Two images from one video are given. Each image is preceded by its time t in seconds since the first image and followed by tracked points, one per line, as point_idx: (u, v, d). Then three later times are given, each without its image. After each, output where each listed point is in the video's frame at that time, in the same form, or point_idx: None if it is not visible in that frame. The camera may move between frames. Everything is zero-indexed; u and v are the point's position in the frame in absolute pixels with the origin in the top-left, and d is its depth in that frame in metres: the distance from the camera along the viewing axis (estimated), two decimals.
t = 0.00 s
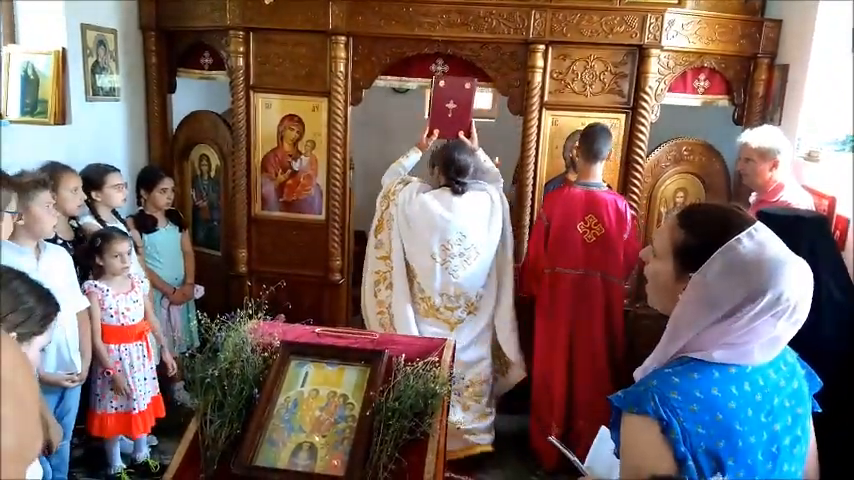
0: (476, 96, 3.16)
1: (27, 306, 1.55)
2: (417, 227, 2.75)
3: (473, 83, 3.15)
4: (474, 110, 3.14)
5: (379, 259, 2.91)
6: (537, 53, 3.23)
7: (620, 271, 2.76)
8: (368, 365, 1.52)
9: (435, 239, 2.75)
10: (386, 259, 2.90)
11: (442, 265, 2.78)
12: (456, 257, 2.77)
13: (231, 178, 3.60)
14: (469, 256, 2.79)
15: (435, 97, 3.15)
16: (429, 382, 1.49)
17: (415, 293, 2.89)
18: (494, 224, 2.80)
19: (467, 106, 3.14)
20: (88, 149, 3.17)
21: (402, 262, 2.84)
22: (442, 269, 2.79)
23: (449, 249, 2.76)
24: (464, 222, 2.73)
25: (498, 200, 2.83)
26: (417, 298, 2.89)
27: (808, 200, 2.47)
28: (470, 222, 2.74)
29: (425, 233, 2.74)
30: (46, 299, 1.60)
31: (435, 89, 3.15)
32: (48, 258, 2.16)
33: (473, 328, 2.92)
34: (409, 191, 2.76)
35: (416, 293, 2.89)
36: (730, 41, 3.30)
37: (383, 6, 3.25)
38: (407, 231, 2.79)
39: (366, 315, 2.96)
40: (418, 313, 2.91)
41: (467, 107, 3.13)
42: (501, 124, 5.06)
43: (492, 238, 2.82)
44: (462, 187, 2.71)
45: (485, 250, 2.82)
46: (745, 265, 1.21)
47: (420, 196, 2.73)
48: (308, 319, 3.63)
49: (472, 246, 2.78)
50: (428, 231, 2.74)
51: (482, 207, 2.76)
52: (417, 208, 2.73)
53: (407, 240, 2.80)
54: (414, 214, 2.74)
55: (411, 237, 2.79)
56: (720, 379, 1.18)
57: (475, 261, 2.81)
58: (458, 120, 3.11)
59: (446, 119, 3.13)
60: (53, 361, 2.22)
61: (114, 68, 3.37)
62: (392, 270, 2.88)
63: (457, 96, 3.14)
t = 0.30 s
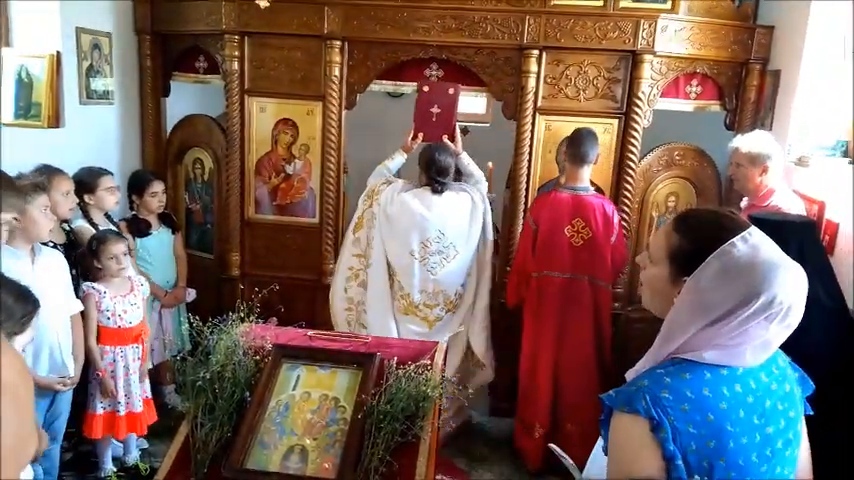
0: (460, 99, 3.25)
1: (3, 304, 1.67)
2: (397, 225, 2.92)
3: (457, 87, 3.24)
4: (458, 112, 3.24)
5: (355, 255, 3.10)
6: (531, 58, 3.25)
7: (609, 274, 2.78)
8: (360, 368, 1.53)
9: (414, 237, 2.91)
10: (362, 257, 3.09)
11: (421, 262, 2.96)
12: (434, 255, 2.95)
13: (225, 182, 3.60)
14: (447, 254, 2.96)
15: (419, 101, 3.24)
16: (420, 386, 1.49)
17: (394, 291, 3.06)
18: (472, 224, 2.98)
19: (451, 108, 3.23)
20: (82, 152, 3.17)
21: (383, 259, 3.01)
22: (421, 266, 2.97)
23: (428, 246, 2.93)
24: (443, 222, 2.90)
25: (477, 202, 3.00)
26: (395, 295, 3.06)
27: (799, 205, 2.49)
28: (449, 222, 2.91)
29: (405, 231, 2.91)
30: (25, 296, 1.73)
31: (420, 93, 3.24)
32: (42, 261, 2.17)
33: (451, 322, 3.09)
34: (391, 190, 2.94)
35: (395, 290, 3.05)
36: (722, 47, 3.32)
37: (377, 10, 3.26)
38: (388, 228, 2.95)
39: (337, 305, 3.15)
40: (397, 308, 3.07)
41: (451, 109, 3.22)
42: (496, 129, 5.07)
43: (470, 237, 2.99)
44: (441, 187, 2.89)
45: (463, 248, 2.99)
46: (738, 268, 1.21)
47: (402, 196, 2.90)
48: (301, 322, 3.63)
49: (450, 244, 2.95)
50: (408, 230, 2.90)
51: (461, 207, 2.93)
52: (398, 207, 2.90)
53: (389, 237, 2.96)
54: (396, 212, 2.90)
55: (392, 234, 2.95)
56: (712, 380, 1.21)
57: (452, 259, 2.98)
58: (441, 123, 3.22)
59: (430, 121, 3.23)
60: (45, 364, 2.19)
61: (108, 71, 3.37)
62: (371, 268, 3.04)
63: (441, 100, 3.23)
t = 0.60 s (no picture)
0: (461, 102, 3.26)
1: None
2: (399, 226, 2.94)
3: (457, 90, 3.24)
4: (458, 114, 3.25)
5: (352, 254, 3.09)
6: (534, 61, 3.25)
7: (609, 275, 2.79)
8: (363, 369, 1.52)
9: (416, 238, 2.94)
10: (359, 256, 3.09)
11: (423, 261, 2.98)
12: (436, 255, 2.98)
13: (227, 183, 3.60)
14: (449, 254, 2.99)
15: (421, 104, 3.25)
16: (424, 387, 1.50)
17: (395, 290, 3.07)
18: (474, 224, 2.99)
19: (452, 111, 3.24)
20: (86, 152, 3.18)
21: (383, 259, 3.02)
22: (422, 265, 2.99)
23: (429, 246, 2.96)
24: (444, 222, 2.92)
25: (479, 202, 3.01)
26: (397, 294, 3.07)
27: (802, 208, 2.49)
28: (450, 222, 2.93)
29: (407, 231, 2.93)
30: (16, 291, 1.69)
31: (421, 96, 3.25)
32: (44, 261, 2.17)
33: (452, 321, 3.11)
34: (393, 191, 2.94)
35: (397, 288, 3.07)
36: (725, 51, 3.32)
37: (380, 12, 3.27)
38: (389, 229, 2.96)
39: (337, 305, 3.14)
40: (398, 307, 3.09)
41: (452, 111, 3.23)
42: (498, 130, 5.07)
43: (472, 237, 3.00)
44: (443, 188, 2.91)
45: (465, 248, 3.00)
46: (739, 263, 1.23)
47: (403, 197, 2.91)
48: (304, 323, 3.63)
49: (451, 244, 2.97)
50: (410, 230, 2.93)
51: (462, 208, 2.95)
52: (400, 208, 2.91)
53: (391, 238, 2.98)
54: (398, 213, 2.92)
55: (393, 235, 2.97)
56: (715, 381, 1.21)
57: (454, 259, 3.00)
58: (442, 125, 3.24)
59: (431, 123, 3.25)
60: (44, 364, 2.18)
61: (112, 72, 3.38)
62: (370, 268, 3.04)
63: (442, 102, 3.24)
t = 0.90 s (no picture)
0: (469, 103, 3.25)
1: None
2: (409, 224, 2.97)
3: (465, 91, 3.24)
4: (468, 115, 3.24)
5: (368, 253, 3.11)
6: (540, 61, 3.25)
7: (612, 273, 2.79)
8: (370, 369, 1.53)
9: (426, 235, 2.96)
10: (374, 254, 3.10)
11: (433, 259, 3.00)
12: (446, 252, 2.99)
13: (234, 184, 3.62)
14: (459, 252, 2.99)
15: (428, 104, 3.25)
16: (431, 386, 1.51)
17: (407, 285, 3.10)
18: (485, 222, 2.97)
19: (460, 112, 3.23)
20: (94, 153, 3.20)
21: (394, 257, 3.05)
22: (432, 263, 3.01)
23: (439, 244, 2.98)
24: (453, 221, 2.94)
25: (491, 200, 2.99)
26: (408, 289, 3.10)
27: (810, 208, 2.48)
28: (459, 221, 2.95)
29: (417, 229, 2.95)
30: (17, 292, 1.73)
31: (429, 97, 3.24)
32: (51, 262, 2.18)
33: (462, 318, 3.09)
34: (404, 190, 2.98)
35: (408, 285, 3.10)
36: (732, 49, 3.31)
37: (386, 12, 3.27)
38: (399, 227, 3.00)
39: (348, 305, 3.16)
40: (408, 303, 3.11)
41: (461, 112, 3.22)
42: (504, 130, 5.07)
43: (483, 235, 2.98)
44: (453, 188, 2.92)
45: (476, 246, 2.99)
46: (727, 242, 1.27)
47: (414, 196, 2.94)
48: (310, 323, 3.64)
49: (461, 242, 2.98)
50: (420, 228, 2.95)
51: (471, 207, 2.95)
52: (411, 207, 2.94)
53: (401, 236, 3.01)
54: (408, 212, 2.95)
55: (403, 233, 3.00)
56: (728, 385, 1.22)
57: (464, 257, 3.00)
58: (450, 125, 3.23)
59: (440, 123, 3.24)
60: (49, 366, 2.20)
61: (119, 74, 3.40)
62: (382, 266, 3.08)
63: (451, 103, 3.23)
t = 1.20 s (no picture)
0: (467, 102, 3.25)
1: None
2: (405, 221, 2.98)
3: (463, 90, 3.23)
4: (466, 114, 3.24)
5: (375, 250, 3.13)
6: (537, 60, 3.25)
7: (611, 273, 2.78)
8: (366, 368, 1.53)
9: (421, 232, 2.97)
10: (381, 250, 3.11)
11: (428, 256, 3.01)
12: (441, 249, 2.99)
13: (231, 183, 3.61)
14: (454, 249, 2.99)
15: (426, 103, 3.25)
16: (428, 386, 1.52)
17: (406, 280, 3.10)
18: (480, 220, 2.97)
19: (458, 111, 3.23)
20: (90, 153, 3.19)
21: (391, 254, 3.06)
22: (428, 260, 3.02)
23: (434, 241, 2.98)
24: (448, 218, 2.94)
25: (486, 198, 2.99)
26: (407, 285, 3.11)
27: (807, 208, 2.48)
28: (454, 218, 2.95)
29: (412, 226, 2.97)
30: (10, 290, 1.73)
31: (428, 95, 3.24)
32: (50, 259, 2.19)
33: (458, 315, 3.07)
34: (401, 188, 2.98)
35: (405, 282, 3.10)
36: (728, 49, 3.31)
37: (384, 12, 3.27)
38: (396, 224, 3.01)
39: (362, 297, 3.18)
40: (405, 299, 3.12)
41: (459, 111, 3.22)
42: (501, 130, 5.08)
43: (479, 233, 2.98)
44: (448, 186, 2.93)
45: (471, 244, 2.99)
46: (721, 235, 1.30)
47: (410, 194, 2.95)
48: (307, 323, 3.63)
49: (457, 239, 2.98)
50: (415, 225, 2.96)
51: (467, 205, 2.95)
52: (406, 204, 2.95)
53: (397, 233, 3.02)
54: (404, 209, 2.96)
55: (400, 230, 3.01)
56: (729, 382, 1.23)
57: (459, 254, 2.99)
58: (448, 124, 3.23)
59: (438, 122, 3.24)
60: (48, 362, 2.18)
61: (116, 73, 3.39)
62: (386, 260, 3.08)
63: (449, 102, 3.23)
